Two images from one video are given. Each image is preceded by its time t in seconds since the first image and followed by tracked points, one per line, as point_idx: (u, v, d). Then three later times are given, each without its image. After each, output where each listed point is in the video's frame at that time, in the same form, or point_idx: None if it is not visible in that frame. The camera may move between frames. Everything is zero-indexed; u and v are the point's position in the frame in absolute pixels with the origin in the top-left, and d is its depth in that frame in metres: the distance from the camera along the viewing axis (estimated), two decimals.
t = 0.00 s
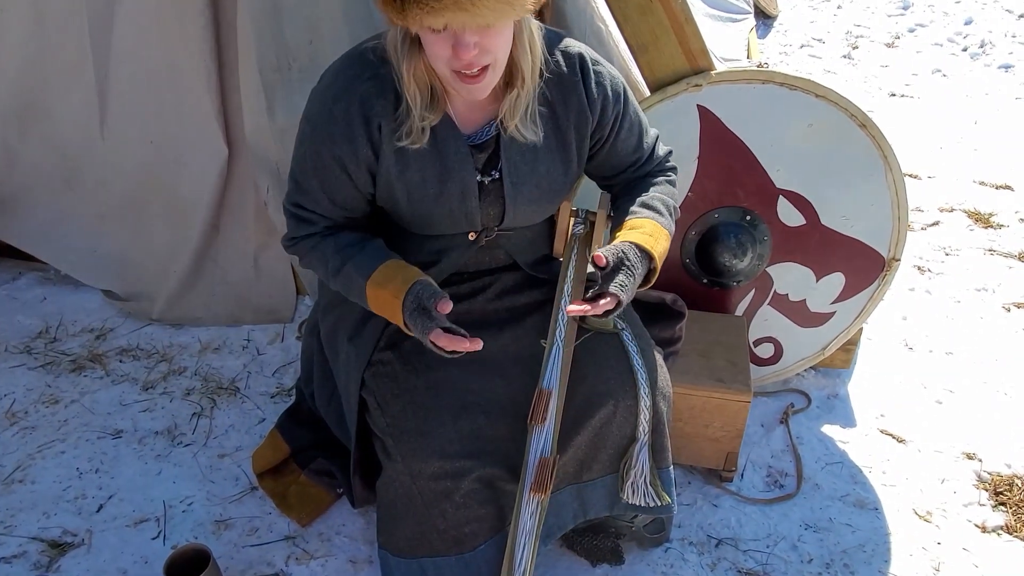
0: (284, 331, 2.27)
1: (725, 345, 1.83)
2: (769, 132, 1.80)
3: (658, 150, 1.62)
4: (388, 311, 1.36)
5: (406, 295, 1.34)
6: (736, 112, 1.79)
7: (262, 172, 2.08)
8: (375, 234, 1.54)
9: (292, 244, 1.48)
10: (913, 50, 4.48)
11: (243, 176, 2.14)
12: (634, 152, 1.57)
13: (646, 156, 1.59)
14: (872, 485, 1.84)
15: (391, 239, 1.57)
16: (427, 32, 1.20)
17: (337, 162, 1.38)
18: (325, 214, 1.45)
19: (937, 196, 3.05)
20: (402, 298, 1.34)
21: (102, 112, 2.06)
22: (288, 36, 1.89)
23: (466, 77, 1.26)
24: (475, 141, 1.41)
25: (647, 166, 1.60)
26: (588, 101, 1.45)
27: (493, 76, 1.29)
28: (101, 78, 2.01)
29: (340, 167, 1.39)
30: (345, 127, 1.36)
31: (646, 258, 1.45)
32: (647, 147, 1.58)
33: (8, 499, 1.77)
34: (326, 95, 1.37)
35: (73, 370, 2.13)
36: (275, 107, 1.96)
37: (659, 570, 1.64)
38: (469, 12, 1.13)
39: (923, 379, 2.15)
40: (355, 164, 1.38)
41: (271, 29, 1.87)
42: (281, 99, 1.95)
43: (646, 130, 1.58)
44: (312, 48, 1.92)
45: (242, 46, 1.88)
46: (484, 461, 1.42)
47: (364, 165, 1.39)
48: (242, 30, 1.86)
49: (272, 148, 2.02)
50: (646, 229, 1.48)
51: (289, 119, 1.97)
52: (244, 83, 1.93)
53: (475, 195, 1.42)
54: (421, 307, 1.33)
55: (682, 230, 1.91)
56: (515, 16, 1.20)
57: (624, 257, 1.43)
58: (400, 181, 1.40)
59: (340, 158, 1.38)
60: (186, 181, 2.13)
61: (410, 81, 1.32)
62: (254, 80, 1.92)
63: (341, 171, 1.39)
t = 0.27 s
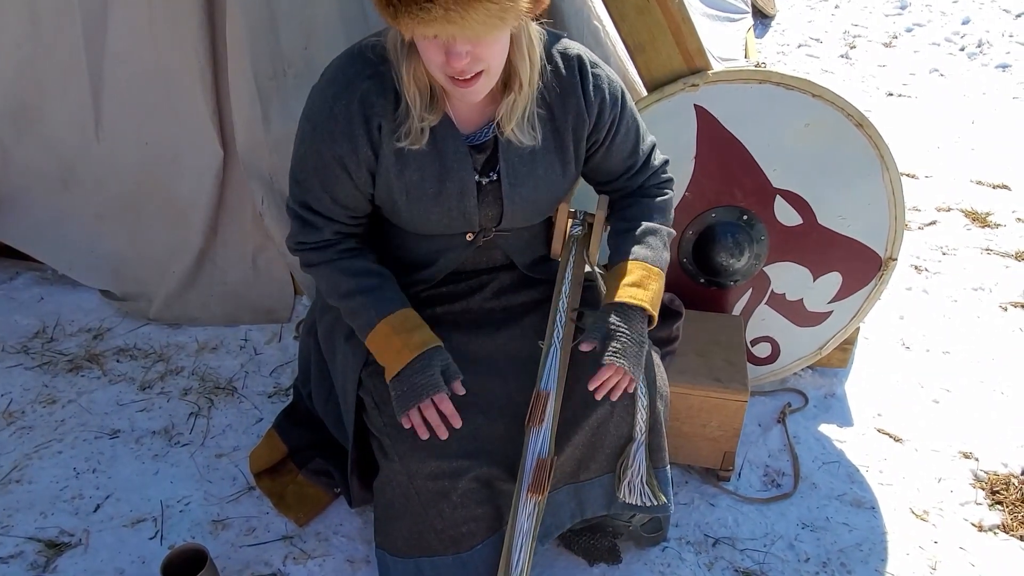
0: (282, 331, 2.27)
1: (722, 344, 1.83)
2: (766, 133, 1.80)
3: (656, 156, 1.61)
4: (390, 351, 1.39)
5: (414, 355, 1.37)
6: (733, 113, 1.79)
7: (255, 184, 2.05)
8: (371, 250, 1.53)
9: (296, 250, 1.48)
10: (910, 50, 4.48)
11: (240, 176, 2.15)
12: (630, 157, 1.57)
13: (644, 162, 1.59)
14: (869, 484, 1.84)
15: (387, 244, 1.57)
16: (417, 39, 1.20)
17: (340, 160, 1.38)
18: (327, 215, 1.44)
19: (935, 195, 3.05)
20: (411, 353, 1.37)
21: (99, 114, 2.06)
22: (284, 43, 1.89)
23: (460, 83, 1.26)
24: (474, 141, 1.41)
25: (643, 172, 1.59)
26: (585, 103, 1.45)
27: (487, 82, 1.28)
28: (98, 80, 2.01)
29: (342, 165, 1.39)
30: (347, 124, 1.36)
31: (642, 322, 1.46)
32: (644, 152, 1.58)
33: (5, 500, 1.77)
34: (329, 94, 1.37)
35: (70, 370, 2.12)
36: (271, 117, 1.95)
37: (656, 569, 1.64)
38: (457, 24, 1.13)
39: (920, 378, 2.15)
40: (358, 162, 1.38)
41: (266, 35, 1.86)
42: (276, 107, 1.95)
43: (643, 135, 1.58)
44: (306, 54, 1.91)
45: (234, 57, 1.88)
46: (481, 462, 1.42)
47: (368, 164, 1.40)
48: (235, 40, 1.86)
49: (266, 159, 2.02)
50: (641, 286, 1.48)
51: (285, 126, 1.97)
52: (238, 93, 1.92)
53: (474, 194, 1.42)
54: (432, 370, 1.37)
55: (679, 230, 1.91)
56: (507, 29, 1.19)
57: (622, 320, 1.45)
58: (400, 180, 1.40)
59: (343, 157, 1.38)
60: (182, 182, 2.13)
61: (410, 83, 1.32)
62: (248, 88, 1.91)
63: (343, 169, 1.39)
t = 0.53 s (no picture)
0: (281, 331, 2.27)
1: (722, 344, 1.83)
2: (766, 132, 1.80)
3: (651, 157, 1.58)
4: (391, 381, 1.42)
5: (415, 382, 1.40)
6: (732, 112, 1.79)
7: (254, 190, 2.04)
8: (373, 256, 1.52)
9: (305, 256, 1.45)
10: (909, 49, 4.48)
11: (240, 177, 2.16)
12: (623, 154, 1.54)
13: (639, 160, 1.56)
14: (868, 483, 1.85)
15: (387, 243, 1.57)
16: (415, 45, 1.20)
17: (349, 147, 1.36)
18: (337, 211, 1.42)
19: (934, 195, 3.06)
20: (412, 381, 1.41)
21: (98, 116, 2.06)
22: (285, 48, 1.89)
23: (456, 87, 1.26)
24: (475, 134, 1.41)
25: (636, 170, 1.56)
26: (581, 94, 1.43)
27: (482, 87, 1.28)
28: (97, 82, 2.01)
29: (351, 152, 1.37)
30: (354, 109, 1.35)
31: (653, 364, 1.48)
32: (640, 149, 1.55)
33: (5, 499, 1.77)
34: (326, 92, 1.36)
35: (70, 369, 2.12)
36: (271, 122, 1.95)
37: (656, 568, 1.64)
38: (455, 36, 1.14)
39: (919, 377, 2.15)
40: (367, 147, 1.36)
41: (267, 38, 1.86)
42: (277, 112, 1.95)
43: (639, 132, 1.54)
44: (307, 58, 1.91)
45: (235, 62, 1.87)
46: (480, 462, 1.42)
47: (376, 151, 1.38)
48: (236, 46, 1.84)
49: (266, 165, 2.02)
50: (647, 323, 1.50)
51: (287, 131, 1.97)
52: (238, 98, 1.91)
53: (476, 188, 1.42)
54: (432, 397, 1.40)
55: (679, 229, 1.91)
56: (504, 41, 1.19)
57: (627, 355, 1.47)
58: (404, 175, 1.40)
59: (352, 143, 1.36)
60: (182, 182, 2.13)
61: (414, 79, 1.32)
62: (249, 93, 1.90)
63: (352, 156, 1.37)
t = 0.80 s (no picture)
0: (282, 332, 2.27)
1: (722, 345, 1.84)
2: (766, 133, 1.80)
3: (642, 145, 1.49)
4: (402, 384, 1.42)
5: (425, 387, 1.41)
6: (732, 113, 1.79)
7: (256, 192, 2.03)
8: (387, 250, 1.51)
9: (326, 255, 1.43)
10: (908, 50, 4.49)
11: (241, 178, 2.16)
12: (605, 137, 1.46)
13: (623, 148, 1.48)
14: (868, 483, 1.85)
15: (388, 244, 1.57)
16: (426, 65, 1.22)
17: (371, 127, 1.34)
18: (360, 198, 1.40)
19: (934, 196, 3.06)
20: (422, 386, 1.41)
21: (98, 118, 2.07)
22: (287, 50, 1.89)
23: (461, 96, 1.27)
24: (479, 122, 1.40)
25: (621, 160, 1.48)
26: (560, 68, 1.40)
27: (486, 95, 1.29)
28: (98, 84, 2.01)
29: (372, 133, 1.35)
30: (371, 90, 1.33)
31: (652, 370, 1.48)
32: (626, 134, 1.47)
33: (7, 499, 1.77)
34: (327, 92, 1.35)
35: (71, 370, 2.13)
36: (273, 123, 1.95)
37: (656, 568, 1.65)
38: (464, 62, 1.15)
39: (919, 378, 2.16)
40: (388, 125, 1.35)
41: (269, 40, 1.86)
42: (278, 114, 1.95)
43: (627, 118, 1.46)
44: (309, 60, 1.91)
45: (238, 64, 1.87)
46: (482, 463, 1.42)
47: (398, 130, 1.37)
48: (239, 48, 1.85)
49: (268, 167, 2.01)
50: (645, 331, 1.49)
51: (289, 133, 1.98)
52: (240, 100, 1.91)
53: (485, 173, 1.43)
54: (441, 402, 1.40)
55: (679, 230, 1.92)
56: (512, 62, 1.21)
57: (625, 361, 1.48)
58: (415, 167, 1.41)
59: (374, 124, 1.34)
60: (182, 183, 2.14)
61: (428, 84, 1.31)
62: (252, 95, 1.90)
63: (374, 137, 1.35)
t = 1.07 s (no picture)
0: (282, 333, 2.27)
1: (722, 347, 1.84)
2: (765, 135, 1.81)
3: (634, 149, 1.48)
4: (399, 388, 1.42)
5: (423, 392, 1.41)
6: (732, 115, 1.79)
7: (256, 194, 2.04)
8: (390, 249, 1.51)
9: (330, 256, 1.43)
10: (907, 51, 4.50)
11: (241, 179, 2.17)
12: (595, 138, 1.46)
13: (614, 151, 1.47)
14: (867, 485, 1.85)
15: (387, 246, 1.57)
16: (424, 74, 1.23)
17: (371, 124, 1.35)
18: (363, 197, 1.40)
19: (933, 197, 3.06)
20: (420, 390, 1.41)
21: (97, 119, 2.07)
22: (286, 53, 1.90)
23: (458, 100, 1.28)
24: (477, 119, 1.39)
25: (611, 163, 1.48)
26: (552, 66, 1.39)
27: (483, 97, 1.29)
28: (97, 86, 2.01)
29: (373, 130, 1.35)
30: (370, 87, 1.33)
31: (650, 373, 1.47)
32: (618, 137, 1.46)
33: (7, 501, 1.77)
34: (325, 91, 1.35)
35: (70, 371, 2.12)
36: (272, 125, 1.95)
37: (656, 571, 1.65)
38: (463, 74, 1.17)
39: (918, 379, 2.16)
40: (388, 123, 1.36)
41: (268, 42, 1.87)
42: (277, 116, 1.95)
43: (619, 122, 1.46)
44: (308, 61, 1.91)
45: (237, 67, 1.87)
46: (481, 465, 1.42)
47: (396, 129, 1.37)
48: (238, 50, 1.85)
49: (267, 169, 2.01)
50: (644, 335, 1.49)
51: (289, 135, 1.98)
52: (239, 102, 1.91)
53: (481, 171, 1.42)
54: (439, 405, 1.40)
55: (678, 231, 1.92)
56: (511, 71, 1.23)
57: (625, 366, 1.47)
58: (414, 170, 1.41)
59: (373, 121, 1.35)
60: (181, 185, 2.14)
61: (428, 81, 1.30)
62: (251, 97, 1.90)
63: (374, 134, 1.36)
